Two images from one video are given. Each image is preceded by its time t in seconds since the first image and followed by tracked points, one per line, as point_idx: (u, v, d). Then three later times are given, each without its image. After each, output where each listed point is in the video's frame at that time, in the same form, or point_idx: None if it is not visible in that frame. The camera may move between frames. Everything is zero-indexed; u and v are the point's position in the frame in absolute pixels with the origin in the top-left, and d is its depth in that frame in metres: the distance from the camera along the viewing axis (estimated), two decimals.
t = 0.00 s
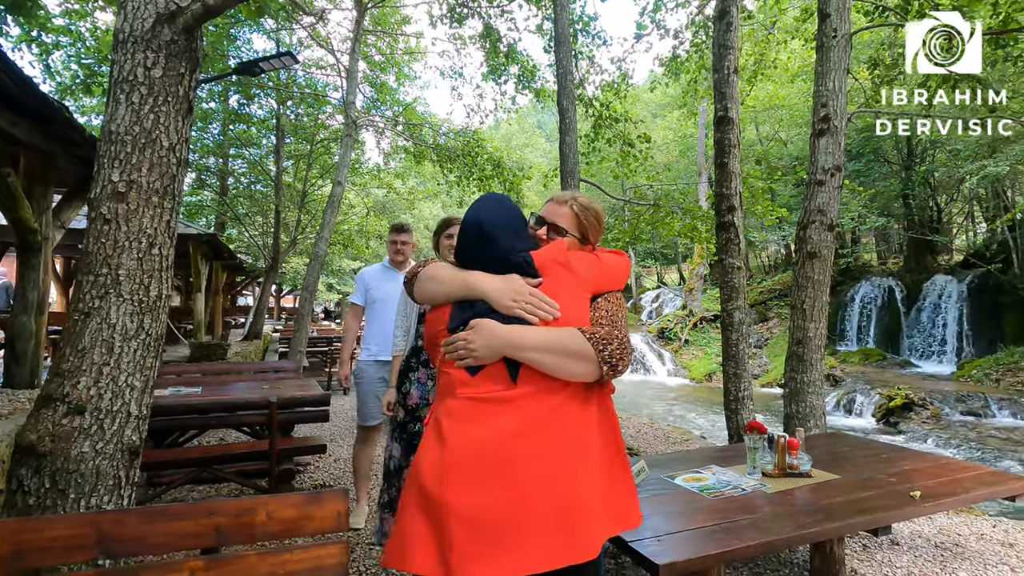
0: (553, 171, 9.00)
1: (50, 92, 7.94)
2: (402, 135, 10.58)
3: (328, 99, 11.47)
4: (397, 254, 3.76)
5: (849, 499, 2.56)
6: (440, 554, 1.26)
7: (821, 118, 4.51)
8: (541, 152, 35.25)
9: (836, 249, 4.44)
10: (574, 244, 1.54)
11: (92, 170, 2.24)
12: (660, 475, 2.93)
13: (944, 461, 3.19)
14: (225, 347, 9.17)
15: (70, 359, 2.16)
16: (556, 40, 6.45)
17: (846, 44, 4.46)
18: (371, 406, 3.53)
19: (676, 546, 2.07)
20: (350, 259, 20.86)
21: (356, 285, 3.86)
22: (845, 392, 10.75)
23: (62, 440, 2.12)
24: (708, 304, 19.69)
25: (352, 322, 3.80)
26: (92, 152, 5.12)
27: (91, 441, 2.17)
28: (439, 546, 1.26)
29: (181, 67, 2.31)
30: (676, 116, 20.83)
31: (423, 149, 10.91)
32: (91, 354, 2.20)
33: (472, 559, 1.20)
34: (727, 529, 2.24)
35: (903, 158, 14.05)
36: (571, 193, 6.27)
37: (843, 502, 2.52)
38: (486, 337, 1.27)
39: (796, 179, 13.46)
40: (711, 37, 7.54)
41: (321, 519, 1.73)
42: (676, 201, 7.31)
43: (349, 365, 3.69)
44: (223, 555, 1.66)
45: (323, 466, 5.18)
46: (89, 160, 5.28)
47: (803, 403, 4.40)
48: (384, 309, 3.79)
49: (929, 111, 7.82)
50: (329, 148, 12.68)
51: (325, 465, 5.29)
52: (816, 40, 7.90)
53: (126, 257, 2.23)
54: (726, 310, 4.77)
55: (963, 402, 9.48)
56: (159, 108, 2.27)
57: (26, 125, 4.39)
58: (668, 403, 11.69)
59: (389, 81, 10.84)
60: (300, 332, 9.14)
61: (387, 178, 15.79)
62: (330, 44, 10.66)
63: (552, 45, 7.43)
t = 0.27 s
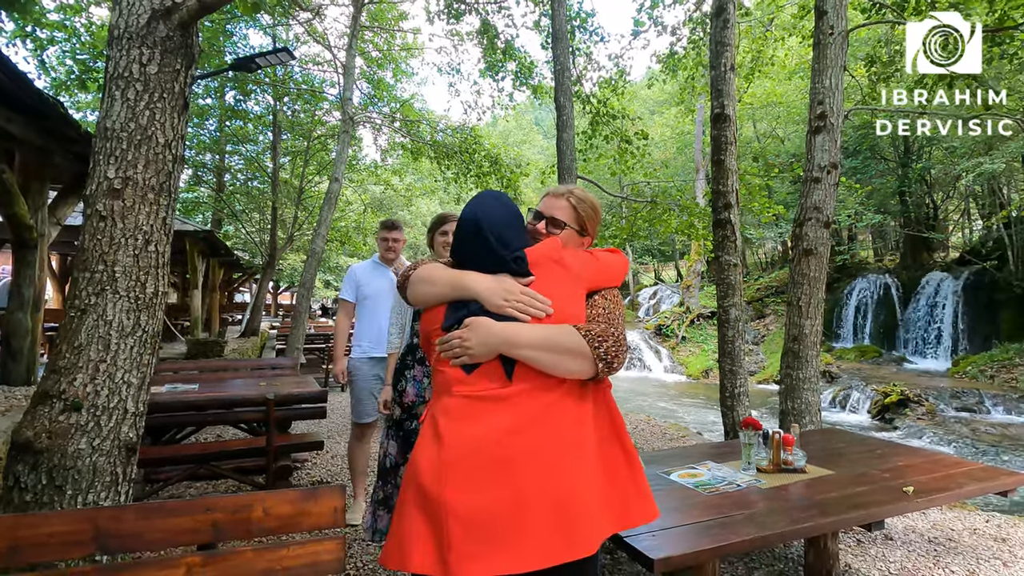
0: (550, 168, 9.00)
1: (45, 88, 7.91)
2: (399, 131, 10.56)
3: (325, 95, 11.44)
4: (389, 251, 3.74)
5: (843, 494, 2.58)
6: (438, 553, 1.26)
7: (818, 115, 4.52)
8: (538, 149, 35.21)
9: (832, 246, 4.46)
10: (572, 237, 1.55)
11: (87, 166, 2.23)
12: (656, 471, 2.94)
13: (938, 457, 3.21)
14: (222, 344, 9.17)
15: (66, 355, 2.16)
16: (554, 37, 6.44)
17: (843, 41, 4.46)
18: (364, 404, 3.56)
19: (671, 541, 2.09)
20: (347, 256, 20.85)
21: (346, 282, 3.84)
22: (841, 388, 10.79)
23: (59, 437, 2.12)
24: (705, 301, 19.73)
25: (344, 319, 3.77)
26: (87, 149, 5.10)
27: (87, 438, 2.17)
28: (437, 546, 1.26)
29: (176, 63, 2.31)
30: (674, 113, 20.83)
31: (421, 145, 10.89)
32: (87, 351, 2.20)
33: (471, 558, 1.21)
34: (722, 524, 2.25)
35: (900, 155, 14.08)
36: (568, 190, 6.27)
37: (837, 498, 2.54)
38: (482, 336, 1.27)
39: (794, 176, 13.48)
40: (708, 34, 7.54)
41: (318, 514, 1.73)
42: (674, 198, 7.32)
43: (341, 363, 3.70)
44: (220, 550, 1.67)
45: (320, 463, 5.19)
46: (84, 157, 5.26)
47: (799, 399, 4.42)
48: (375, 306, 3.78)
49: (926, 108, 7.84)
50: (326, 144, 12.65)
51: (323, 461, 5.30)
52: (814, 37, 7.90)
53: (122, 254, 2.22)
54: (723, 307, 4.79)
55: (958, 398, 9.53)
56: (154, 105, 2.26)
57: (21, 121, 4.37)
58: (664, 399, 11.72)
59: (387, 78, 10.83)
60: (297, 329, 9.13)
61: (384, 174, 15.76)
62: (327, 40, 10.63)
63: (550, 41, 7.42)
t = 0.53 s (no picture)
0: (549, 166, 8.99)
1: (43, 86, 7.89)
2: (398, 129, 10.55)
3: (324, 93, 11.42)
4: (382, 250, 3.72)
5: (841, 492, 2.58)
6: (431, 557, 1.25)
7: (817, 113, 4.51)
8: (537, 147, 35.17)
9: (831, 244, 4.46)
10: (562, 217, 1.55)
11: (83, 163, 2.23)
12: (654, 469, 2.94)
13: (936, 454, 3.21)
14: (221, 342, 9.16)
15: (63, 353, 2.16)
16: (553, 35, 6.43)
17: (842, 39, 4.46)
18: (358, 403, 3.57)
19: (669, 539, 2.08)
20: (346, 254, 20.85)
21: (339, 280, 3.81)
22: (840, 386, 10.80)
23: (56, 435, 2.11)
24: (704, 299, 19.74)
25: (338, 319, 3.77)
26: (85, 146, 5.09)
27: (85, 436, 2.16)
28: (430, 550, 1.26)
29: (173, 60, 2.30)
30: (673, 111, 20.83)
31: (420, 143, 10.88)
32: (84, 349, 2.20)
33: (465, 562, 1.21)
34: (720, 522, 2.25)
35: (899, 153, 14.07)
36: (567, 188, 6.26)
37: (835, 496, 2.54)
38: (468, 340, 1.26)
39: (793, 174, 13.47)
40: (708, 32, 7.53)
41: (314, 513, 1.73)
42: (673, 196, 7.31)
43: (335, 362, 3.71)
44: (217, 548, 1.66)
45: (319, 461, 5.19)
46: (82, 154, 5.25)
47: (797, 397, 4.43)
48: (368, 304, 3.78)
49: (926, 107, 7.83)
50: (324, 142, 12.63)
51: (321, 459, 5.30)
52: (813, 35, 7.88)
53: (119, 252, 2.22)
54: (721, 305, 4.79)
55: (957, 396, 9.54)
56: (151, 102, 2.25)
57: (17, 118, 4.35)
58: (663, 398, 11.73)
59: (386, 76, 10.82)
60: (296, 327, 9.13)
61: (383, 172, 15.74)
62: (326, 38, 10.62)
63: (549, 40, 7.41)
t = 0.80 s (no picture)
0: (550, 165, 8.98)
1: (44, 85, 7.89)
2: (399, 128, 10.55)
3: (325, 92, 11.42)
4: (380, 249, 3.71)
5: (844, 492, 2.56)
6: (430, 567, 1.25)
7: (819, 111, 4.49)
8: (539, 147, 35.13)
9: (833, 243, 4.44)
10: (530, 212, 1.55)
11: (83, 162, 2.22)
12: (656, 468, 2.92)
13: (939, 454, 3.20)
14: (222, 341, 9.17)
15: (63, 352, 2.15)
16: (554, 33, 6.42)
17: (844, 37, 4.45)
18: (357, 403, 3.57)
19: (671, 539, 2.07)
20: (347, 253, 20.86)
21: (336, 281, 3.78)
22: (841, 386, 10.78)
23: (56, 434, 2.11)
24: (706, 298, 19.73)
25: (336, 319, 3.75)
26: (85, 145, 5.08)
27: (85, 434, 2.16)
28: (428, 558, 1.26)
29: (173, 57, 2.29)
30: (674, 111, 20.82)
31: (421, 143, 10.87)
32: (84, 348, 2.19)
33: (462, 569, 1.20)
34: (723, 522, 2.24)
35: (901, 152, 14.04)
36: (569, 186, 6.25)
37: (838, 495, 2.52)
38: (485, 353, 1.22)
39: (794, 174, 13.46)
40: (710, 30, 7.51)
41: (315, 512, 1.72)
42: (674, 195, 7.30)
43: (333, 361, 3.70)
44: (217, 548, 1.66)
45: (320, 460, 5.19)
46: (83, 153, 5.25)
47: (800, 396, 4.41)
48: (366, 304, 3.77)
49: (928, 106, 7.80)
50: (325, 141, 12.64)
51: (322, 459, 5.29)
52: (815, 34, 7.86)
53: (119, 250, 2.21)
54: (723, 304, 4.77)
55: (959, 395, 9.52)
56: (151, 100, 2.24)
57: (17, 117, 4.34)
58: (664, 397, 11.72)
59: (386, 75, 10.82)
60: (297, 327, 9.13)
61: (384, 172, 15.73)
62: (327, 37, 10.62)
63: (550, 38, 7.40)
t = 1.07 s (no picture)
0: (553, 164, 8.97)
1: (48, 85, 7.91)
2: (401, 127, 10.56)
3: (328, 91, 11.43)
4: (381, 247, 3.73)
5: (848, 491, 2.56)
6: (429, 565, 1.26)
7: (823, 110, 4.48)
8: (541, 145, 35.08)
9: (837, 242, 4.43)
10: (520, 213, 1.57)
11: (89, 161, 2.23)
12: (660, 467, 2.92)
13: (943, 453, 3.19)
14: (226, 339, 9.20)
15: (69, 350, 2.16)
16: (557, 32, 6.41)
17: (848, 35, 4.43)
18: (359, 400, 3.57)
19: (675, 537, 2.08)
20: (350, 252, 20.89)
21: (338, 280, 3.78)
22: (844, 385, 10.77)
23: (63, 432, 2.12)
24: (708, 297, 19.71)
25: (338, 318, 3.76)
26: (90, 144, 5.09)
27: (91, 433, 2.17)
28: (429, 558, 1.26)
29: (178, 57, 2.29)
30: (677, 109, 20.78)
31: (423, 142, 10.89)
32: (89, 346, 2.20)
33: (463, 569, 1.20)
34: (727, 520, 2.24)
35: (905, 151, 14.00)
36: (572, 185, 6.25)
37: (841, 494, 2.52)
38: (484, 350, 1.23)
39: (797, 172, 13.45)
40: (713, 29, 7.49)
41: (319, 511, 1.72)
42: (677, 194, 7.29)
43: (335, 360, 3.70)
44: (223, 546, 1.66)
45: (323, 458, 5.20)
46: (87, 152, 5.26)
47: (803, 395, 4.41)
48: (368, 302, 3.77)
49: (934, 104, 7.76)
50: (328, 140, 12.65)
51: (326, 457, 5.30)
52: (819, 32, 7.83)
53: (124, 249, 2.22)
54: (727, 303, 4.77)
55: (963, 394, 9.50)
56: (156, 99, 2.25)
57: (22, 116, 4.35)
58: (667, 396, 11.72)
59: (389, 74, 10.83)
60: (300, 325, 9.15)
61: (387, 171, 15.75)
62: (329, 36, 10.63)
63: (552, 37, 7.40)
